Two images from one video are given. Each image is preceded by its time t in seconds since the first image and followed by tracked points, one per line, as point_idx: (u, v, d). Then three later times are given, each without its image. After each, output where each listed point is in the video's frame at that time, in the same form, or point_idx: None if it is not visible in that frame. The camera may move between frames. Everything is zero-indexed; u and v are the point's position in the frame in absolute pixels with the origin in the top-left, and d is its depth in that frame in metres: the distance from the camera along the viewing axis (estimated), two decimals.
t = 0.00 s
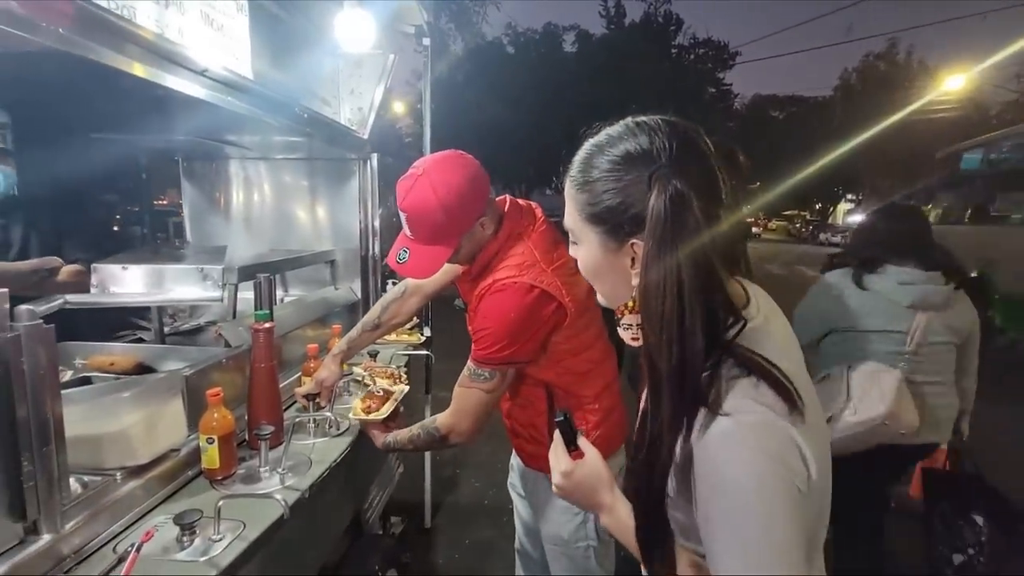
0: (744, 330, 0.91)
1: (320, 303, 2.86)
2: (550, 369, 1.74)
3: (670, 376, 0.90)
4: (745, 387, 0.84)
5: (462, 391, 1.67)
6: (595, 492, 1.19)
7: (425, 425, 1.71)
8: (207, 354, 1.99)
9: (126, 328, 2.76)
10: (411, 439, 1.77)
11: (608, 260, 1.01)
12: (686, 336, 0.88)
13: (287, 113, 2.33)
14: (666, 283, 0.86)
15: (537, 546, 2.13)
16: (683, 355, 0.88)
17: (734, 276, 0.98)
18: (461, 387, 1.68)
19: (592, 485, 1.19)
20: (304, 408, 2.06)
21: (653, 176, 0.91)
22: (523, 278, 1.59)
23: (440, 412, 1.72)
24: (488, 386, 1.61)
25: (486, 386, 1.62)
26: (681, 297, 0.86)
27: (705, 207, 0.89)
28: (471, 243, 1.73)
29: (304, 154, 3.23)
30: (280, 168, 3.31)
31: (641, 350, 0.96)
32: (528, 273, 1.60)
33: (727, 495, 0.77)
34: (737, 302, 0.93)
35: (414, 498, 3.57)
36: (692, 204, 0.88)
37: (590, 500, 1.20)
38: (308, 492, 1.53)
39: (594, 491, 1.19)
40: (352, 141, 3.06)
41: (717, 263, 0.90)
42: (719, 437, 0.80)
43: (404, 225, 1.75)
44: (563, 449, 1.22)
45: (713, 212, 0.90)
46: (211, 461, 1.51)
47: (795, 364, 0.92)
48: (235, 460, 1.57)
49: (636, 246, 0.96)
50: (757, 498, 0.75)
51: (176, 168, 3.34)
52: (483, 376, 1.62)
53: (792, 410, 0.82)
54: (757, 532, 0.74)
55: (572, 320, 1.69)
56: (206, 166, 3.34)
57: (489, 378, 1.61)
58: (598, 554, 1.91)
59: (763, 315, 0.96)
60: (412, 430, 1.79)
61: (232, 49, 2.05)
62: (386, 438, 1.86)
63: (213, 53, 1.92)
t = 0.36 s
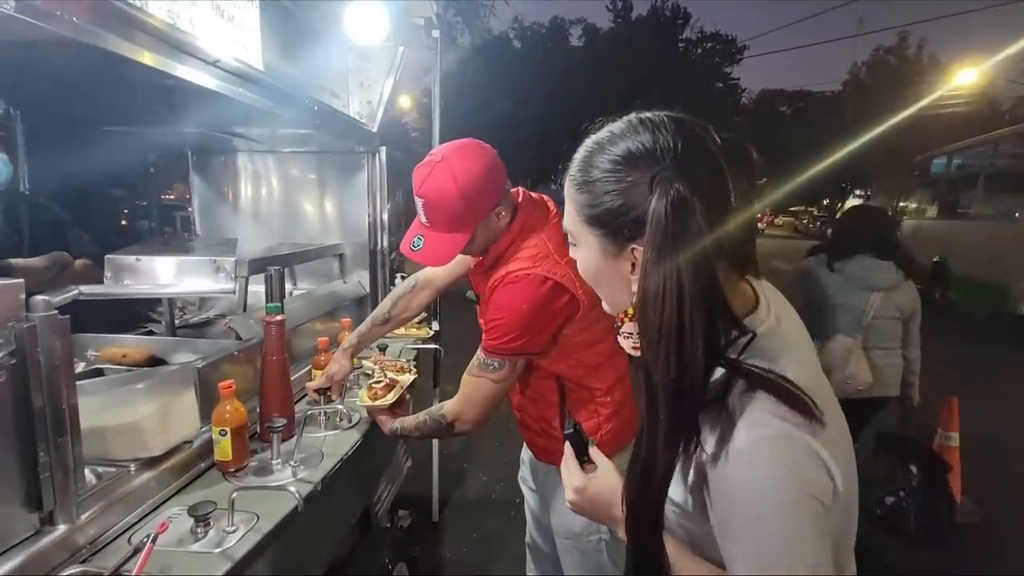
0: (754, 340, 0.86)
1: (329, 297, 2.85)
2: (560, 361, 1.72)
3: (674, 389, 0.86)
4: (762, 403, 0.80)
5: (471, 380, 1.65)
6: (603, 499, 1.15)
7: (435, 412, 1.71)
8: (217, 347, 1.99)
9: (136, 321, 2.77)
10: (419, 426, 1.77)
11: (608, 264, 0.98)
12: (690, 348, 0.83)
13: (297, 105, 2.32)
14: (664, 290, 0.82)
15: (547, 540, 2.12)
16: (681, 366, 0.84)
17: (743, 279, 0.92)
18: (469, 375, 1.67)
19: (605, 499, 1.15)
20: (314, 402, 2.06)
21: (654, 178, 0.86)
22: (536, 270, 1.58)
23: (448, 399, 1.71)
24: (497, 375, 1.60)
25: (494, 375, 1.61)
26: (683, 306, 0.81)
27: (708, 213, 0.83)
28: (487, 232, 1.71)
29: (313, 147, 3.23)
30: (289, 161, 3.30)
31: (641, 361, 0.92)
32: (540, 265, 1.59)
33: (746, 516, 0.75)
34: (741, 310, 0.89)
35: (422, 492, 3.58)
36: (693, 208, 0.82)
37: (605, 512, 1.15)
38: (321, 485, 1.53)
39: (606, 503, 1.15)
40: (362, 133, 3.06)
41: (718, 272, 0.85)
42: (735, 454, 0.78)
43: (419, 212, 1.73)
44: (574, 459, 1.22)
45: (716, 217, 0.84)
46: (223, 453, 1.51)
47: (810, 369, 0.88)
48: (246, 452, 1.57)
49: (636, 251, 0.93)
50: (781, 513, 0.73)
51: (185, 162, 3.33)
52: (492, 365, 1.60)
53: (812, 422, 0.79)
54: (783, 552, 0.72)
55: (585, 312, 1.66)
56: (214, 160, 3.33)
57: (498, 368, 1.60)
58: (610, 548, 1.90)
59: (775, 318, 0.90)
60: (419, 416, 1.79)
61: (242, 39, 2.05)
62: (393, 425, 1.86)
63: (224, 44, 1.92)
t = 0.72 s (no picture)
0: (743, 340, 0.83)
1: (327, 292, 2.84)
2: (558, 355, 1.73)
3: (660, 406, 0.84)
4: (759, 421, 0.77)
5: (470, 375, 1.66)
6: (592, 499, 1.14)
7: (435, 405, 1.72)
8: (215, 343, 1.98)
9: (133, 317, 2.75)
10: (419, 419, 1.77)
11: (598, 262, 0.97)
12: (677, 364, 0.81)
13: (296, 99, 2.31)
14: (644, 300, 0.81)
15: (546, 534, 2.13)
16: (653, 375, 0.83)
17: (733, 279, 0.89)
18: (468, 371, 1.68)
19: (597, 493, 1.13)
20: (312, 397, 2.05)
21: (641, 176, 0.84)
22: (535, 265, 1.58)
23: (447, 394, 1.72)
24: (496, 370, 1.61)
25: (493, 370, 1.62)
26: (659, 317, 0.80)
27: (693, 216, 0.81)
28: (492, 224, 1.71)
29: (311, 141, 3.21)
30: (286, 156, 3.28)
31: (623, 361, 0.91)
32: (540, 261, 1.59)
33: (735, 527, 0.76)
34: (730, 313, 0.86)
35: (420, 488, 3.58)
36: (677, 211, 0.80)
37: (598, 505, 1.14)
38: (319, 481, 1.52)
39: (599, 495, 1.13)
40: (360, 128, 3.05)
41: (702, 276, 0.83)
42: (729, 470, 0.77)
43: (424, 202, 1.73)
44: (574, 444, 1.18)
45: (702, 220, 0.82)
46: (222, 449, 1.50)
47: (805, 366, 0.85)
48: (246, 447, 1.56)
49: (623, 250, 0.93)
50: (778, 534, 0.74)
51: (182, 156, 3.30)
52: (491, 360, 1.61)
53: (808, 428, 0.78)
54: (783, 572, 0.73)
55: (583, 307, 1.66)
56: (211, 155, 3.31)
57: (496, 363, 1.61)
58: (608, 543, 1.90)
59: (771, 318, 0.87)
60: (418, 409, 1.80)
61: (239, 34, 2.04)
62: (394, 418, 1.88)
63: (221, 37, 1.90)
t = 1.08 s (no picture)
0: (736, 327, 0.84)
1: (323, 288, 2.83)
2: (562, 348, 1.73)
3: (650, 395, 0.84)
4: (752, 412, 0.75)
5: (478, 372, 1.66)
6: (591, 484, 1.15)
7: (442, 410, 1.69)
8: (210, 338, 1.97)
9: (127, 311, 2.74)
10: (425, 425, 1.74)
11: (592, 243, 0.97)
12: (668, 354, 0.81)
13: (292, 94, 2.29)
14: (633, 287, 0.80)
15: (542, 528, 2.14)
16: (641, 356, 0.83)
17: (728, 269, 0.89)
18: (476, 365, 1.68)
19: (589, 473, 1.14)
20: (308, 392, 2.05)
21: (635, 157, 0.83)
22: (538, 258, 1.58)
23: (456, 392, 1.71)
24: (505, 364, 1.60)
25: (502, 364, 1.61)
26: (647, 305, 0.80)
27: (686, 197, 0.80)
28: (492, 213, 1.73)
29: (307, 136, 3.19)
30: (282, 151, 3.26)
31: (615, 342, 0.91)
32: (543, 254, 1.59)
33: (716, 506, 0.76)
34: (723, 303, 0.86)
35: (416, 484, 3.59)
36: (670, 191, 0.79)
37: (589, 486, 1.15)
38: (316, 476, 1.52)
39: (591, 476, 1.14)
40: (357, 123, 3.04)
41: (696, 260, 0.82)
42: (710, 452, 0.77)
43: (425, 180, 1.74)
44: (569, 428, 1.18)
45: (696, 201, 0.80)
46: (218, 444, 1.50)
47: (798, 358, 0.85)
48: (242, 442, 1.56)
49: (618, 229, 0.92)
50: (763, 523, 0.74)
51: (176, 150, 3.28)
52: (499, 355, 1.61)
53: (798, 419, 0.78)
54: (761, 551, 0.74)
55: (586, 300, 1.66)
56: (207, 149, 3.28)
57: (505, 356, 1.61)
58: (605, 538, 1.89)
59: (765, 309, 0.87)
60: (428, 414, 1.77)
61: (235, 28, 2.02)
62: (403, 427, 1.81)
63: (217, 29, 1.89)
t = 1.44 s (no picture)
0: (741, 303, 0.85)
1: (319, 285, 2.83)
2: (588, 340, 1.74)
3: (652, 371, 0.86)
4: (742, 380, 0.78)
5: (516, 361, 1.68)
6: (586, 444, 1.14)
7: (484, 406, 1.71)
8: (205, 335, 1.97)
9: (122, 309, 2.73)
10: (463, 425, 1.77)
11: (609, 210, 0.97)
12: (672, 333, 0.82)
13: (288, 90, 2.28)
14: (648, 270, 0.80)
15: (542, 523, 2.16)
16: (644, 323, 0.84)
17: (736, 251, 0.90)
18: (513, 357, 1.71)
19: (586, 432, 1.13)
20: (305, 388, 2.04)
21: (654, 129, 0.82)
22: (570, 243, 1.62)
23: (497, 385, 1.71)
24: (545, 351, 1.63)
25: (542, 350, 1.64)
26: (660, 286, 0.81)
27: (705, 180, 0.79)
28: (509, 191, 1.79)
29: (302, 132, 3.17)
30: (277, 147, 3.25)
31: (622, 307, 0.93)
32: (573, 239, 1.63)
33: (699, 466, 0.81)
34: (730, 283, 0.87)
35: (412, 481, 3.59)
36: (688, 172, 0.79)
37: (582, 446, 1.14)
38: (311, 473, 1.52)
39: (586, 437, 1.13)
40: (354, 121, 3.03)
41: (710, 238, 0.82)
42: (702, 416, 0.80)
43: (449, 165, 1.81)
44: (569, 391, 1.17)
45: (715, 185, 0.80)
46: (213, 441, 1.50)
47: (794, 329, 0.87)
48: (237, 439, 1.56)
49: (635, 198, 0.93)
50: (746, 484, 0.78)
51: (171, 146, 3.27)
52: (538, 342, 1.64)
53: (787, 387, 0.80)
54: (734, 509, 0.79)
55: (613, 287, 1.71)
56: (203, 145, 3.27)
57: (544, 343, 1.64)
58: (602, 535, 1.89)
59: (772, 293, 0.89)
60: (467, 412, 1.77)
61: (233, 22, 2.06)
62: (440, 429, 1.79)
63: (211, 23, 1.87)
